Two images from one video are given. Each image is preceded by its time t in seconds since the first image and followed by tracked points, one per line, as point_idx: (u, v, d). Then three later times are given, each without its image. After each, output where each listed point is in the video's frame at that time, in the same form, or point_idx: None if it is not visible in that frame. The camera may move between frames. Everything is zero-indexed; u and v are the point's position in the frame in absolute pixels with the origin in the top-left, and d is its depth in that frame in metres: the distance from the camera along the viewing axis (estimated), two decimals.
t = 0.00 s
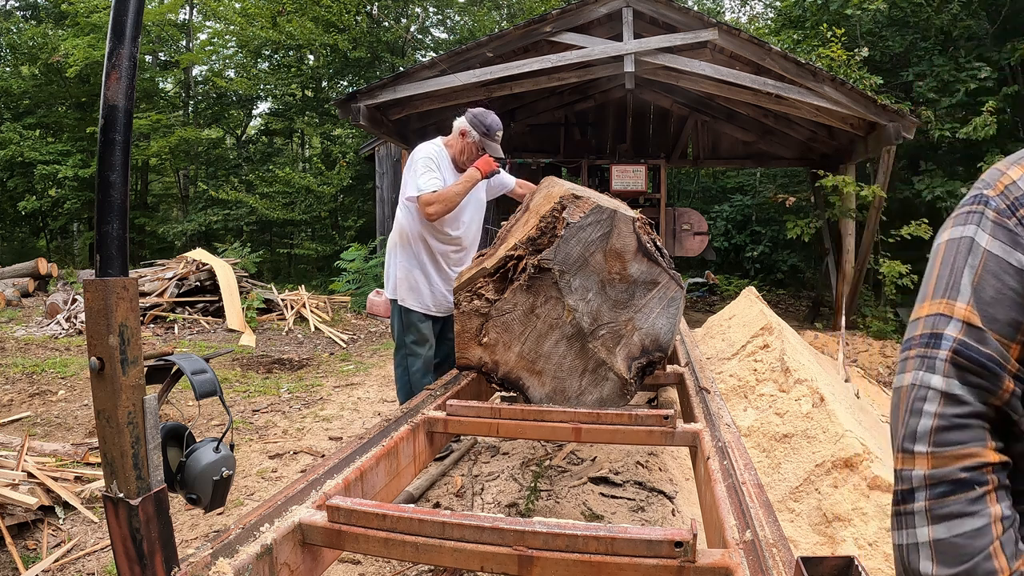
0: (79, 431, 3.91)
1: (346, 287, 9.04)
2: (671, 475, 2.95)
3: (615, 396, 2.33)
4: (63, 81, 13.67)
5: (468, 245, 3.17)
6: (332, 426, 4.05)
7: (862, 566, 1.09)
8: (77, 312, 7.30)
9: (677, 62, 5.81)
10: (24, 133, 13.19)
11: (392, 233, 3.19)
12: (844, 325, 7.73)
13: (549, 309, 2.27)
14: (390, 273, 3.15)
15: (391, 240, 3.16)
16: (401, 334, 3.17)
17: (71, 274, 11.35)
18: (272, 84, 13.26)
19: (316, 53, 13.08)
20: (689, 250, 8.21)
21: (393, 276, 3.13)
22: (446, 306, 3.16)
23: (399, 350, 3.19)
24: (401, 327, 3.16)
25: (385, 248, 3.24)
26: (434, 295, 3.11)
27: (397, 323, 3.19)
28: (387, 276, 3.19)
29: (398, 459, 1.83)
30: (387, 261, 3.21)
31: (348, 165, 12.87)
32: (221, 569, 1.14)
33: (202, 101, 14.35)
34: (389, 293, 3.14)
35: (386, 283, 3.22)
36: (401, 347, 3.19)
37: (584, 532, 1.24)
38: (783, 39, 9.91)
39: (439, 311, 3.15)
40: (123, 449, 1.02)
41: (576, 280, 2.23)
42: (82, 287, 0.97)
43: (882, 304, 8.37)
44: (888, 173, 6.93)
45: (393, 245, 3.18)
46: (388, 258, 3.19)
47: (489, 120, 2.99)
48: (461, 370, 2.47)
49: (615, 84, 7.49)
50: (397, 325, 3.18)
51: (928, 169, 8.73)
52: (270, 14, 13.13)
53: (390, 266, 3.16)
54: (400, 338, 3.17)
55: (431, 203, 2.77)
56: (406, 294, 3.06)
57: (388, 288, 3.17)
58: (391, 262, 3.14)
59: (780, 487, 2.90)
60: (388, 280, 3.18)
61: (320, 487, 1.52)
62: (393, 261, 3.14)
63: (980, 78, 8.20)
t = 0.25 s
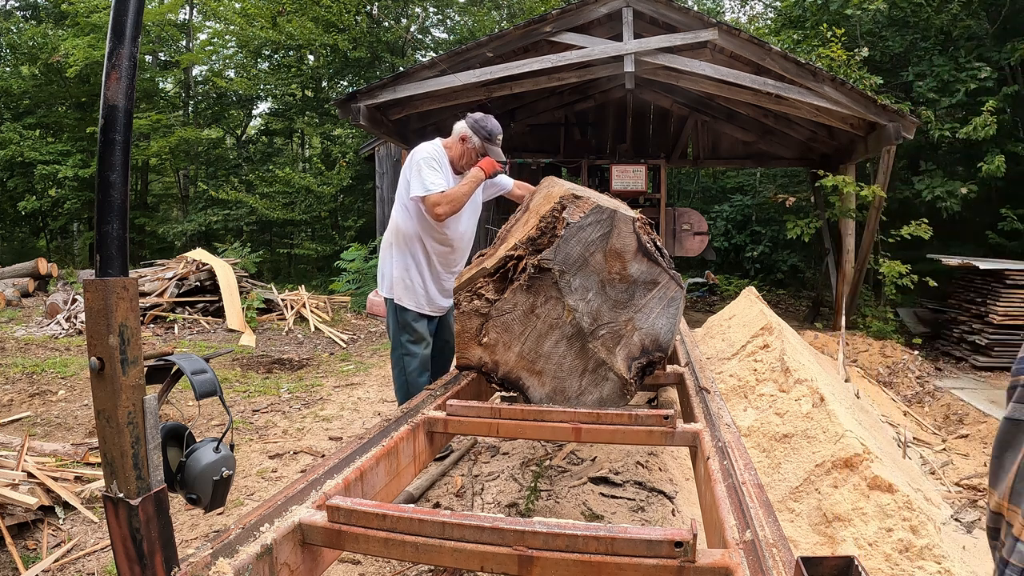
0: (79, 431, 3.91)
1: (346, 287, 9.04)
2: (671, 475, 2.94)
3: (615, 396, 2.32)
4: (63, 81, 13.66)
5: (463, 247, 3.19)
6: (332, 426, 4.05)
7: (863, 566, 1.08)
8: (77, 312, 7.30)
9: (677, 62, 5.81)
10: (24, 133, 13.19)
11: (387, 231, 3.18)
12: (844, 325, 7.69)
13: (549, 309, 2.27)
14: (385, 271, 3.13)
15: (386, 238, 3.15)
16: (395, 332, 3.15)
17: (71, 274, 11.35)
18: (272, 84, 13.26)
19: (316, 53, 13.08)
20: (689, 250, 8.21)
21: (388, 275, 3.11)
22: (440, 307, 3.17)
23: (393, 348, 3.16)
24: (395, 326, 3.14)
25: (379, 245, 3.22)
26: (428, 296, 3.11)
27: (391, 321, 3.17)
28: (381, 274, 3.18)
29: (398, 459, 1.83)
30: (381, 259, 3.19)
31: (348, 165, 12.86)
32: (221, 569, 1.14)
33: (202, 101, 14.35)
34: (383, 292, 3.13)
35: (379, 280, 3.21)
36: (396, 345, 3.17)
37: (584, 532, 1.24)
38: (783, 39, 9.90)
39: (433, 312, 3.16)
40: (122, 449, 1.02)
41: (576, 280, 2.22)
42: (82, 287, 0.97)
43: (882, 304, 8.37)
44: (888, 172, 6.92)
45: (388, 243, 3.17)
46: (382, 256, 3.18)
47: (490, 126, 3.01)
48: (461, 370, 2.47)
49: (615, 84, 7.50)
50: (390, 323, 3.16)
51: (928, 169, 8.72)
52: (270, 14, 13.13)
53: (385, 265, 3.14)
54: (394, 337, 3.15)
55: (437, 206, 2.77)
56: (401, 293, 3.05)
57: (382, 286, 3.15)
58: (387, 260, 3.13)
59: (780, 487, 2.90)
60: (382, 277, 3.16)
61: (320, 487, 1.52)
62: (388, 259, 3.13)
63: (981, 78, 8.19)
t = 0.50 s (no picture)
0: (79, 431, 3.91)
1: (346, 287, 9.04)
2: (671, 475, 2.94)
3: (615, 396, 2.32)
4: (63, 81, 13.66)
5: (454, 246, 3.18)
6: (332, 426, 4.05)
7: (863, 567, 1.08)
8: (77, 312, 7.30)
9: (677, 62, 5.81)
10: (24, 133, 13.19)
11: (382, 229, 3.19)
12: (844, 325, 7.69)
13: (549, 309, 2.27)
14: (377, 269, 3.13)
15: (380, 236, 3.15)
16: (387, 332, 3.12)
17: (71, 274, 11.35)
18: (272, 84, 13.25)
19: (316, 53, 13.08)
20: (689, 250, 8.21)
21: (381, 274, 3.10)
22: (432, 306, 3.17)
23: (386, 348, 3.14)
24: (389, 326, 3.12)
25: (372, 243, 3.21)
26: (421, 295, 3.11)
27: (382, 321, 3.14)
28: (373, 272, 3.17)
29: (398, 459, 1.83)
30: (374, 256, 3.19)
31: (348, 165, 12.85)
32: (221, 569, 1.13)
33: (202, 101, 14.35)
34: (375, 290, 3.11)
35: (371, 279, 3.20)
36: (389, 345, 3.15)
37: (584, 532, 1.24)
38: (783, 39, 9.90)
39: (425, 310, 3.15)
40: (122, 449, 1.02)
41: (576, 280, 2.22)
42: (82, 287, 0.97)
43: (882, 304, 8.37)
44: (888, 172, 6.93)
45: (382, 241, 3.17)
46: (375, 254, 3.16)
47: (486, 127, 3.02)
48: (461, 370, 2.47)
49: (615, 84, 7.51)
50: (382, 323, 3.14)
51: (928, 169, 8.73)
52: (270, 14, 13.13)
53: (378, 264, 3.12)
54: (387, 337, 3.12)
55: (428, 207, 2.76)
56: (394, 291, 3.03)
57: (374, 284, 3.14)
58: (379, 258, 3.12)
59: (780, 487, 2.90)
60: (374, 275, 3.15)
61: (320, 487, 1.52)
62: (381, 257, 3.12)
63: (981, 78, 8.19)
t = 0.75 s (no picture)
0: (79, 431, 3.91)
1: (346, 287, 9.04)
2: (671, 475, 2.94)
3: (615, 396, 2.32)
4: (63, 81, 13.66)
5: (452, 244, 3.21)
6: (332, 426, 4.05)
7: (863, 567, 1.08)
8: (77, 312, 7.30)
9: (677, 62, 5.80)
10: (24, 133, 13.19)
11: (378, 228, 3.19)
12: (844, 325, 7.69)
13: (549, 309, 2.27)
14: (374, 268, 3.12)
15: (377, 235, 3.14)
16: (388, 332, 3.12)
17: (71, 274, 11.35)
18: (272, 84, 13.24)
19: (316, 53, 13.08)
20: (689, 250, 8.21)
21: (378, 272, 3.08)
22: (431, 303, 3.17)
23: (387, 348, 3.13)
24: (390, 325, 3.11)
25: (369, 242, 3.21)
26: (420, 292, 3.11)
27: (382, 321, 3.13)
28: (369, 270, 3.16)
29: (398, 459, 1.83)
30: (371, 255, 3.18)
31: (348, 165, 12.85)
32: (221, 569, 1.13)
33: (202, 101, 14.35)
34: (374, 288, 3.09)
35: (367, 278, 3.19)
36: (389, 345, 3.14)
37: (584, 532, 1.24)
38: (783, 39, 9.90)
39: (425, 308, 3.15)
40: (122, 449, 1.02)
41: (576, 280, 2.22)
42: (82, 287, 0.97)
43: (882, 304, 8.37)
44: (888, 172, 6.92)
45: (379, 240, 3.16)
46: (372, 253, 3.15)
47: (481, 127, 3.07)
48: (461, 370, 2.47)
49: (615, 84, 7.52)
50: (382, 323, 3.13)
51: (928, 169, 8.72)
52: (270, 14, 13.14)
53: (376, 262, 3.11)
54: (388, 337, 3.12)
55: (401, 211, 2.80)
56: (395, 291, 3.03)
57: (371, 283, 3.13)
58: (376, 256, 3.12)
59: (780, 487, 2.90)
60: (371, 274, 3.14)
61: (320, 487, 1.52)
62: (378, 255, 3.12)
63: (981, 78, 8.18)
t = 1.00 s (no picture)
0: (79, 431, 3.91)
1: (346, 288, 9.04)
2: (671, 475, 2.94)
3: (615, 396, 2.32)
4: (63, 81, 13.66)
5: (452, 242, 3.21)
6: (332, 426, 4.05)
7: (862, 567, 1.08)
8: (77, 312, 7.30)
9: (677, 62, 5.81)
10: (24, 133, 13.19)
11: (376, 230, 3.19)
12: (844, 325, 7.69)
13: (549, 309, 2.27)
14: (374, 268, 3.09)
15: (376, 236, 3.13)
16: (394, 331, 3.08)
17: (71, 274, 11.35)
18: (272, 84, 13.24)
19: (316, 53, 13.07)
20: (689, 250, 8.21)
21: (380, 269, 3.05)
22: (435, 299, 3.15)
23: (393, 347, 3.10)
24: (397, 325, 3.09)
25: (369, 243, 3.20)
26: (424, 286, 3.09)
27: (386, 320, 3.09)
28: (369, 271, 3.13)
29: (398, 459, 1.83)
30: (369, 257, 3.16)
31: (348, 165, 12.86)
32: (221, 569, 1.13)
33: (201, 101, 14.36)
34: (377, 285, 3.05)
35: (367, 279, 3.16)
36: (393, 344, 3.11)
37: (584, 532, 1.24)
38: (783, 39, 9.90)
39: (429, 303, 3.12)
40: (123, 449, 1.02)
41: (576, 280, 2.22)
42: (82, 287, 0.97)
43: (882, 305, 8.36)
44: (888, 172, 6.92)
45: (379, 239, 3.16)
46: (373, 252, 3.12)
47: (473, 125, 3.19)
48: (461, 370, 2.47)
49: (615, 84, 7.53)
50: (386, 322, 3.09)
51: (928, 169, 8.72)
52: (270, 14, 13.14)
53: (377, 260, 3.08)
54: (394, 337, 3.08)
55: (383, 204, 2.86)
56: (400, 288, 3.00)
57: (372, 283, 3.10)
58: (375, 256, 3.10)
59: (780, 487, 2.90)
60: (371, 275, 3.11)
61: (320, 487, 1.52)
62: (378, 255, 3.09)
63: (981, 78, 8.18)
